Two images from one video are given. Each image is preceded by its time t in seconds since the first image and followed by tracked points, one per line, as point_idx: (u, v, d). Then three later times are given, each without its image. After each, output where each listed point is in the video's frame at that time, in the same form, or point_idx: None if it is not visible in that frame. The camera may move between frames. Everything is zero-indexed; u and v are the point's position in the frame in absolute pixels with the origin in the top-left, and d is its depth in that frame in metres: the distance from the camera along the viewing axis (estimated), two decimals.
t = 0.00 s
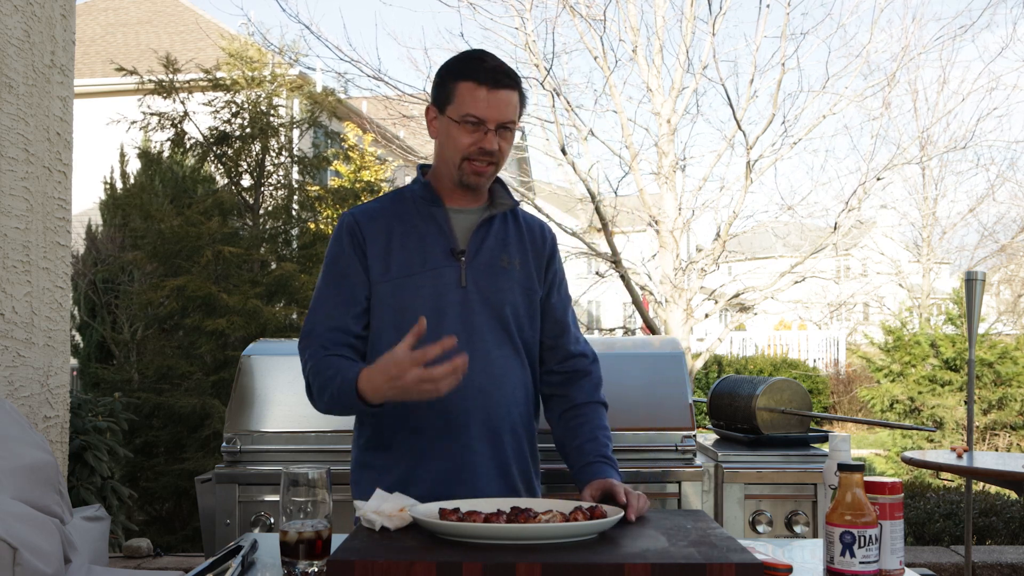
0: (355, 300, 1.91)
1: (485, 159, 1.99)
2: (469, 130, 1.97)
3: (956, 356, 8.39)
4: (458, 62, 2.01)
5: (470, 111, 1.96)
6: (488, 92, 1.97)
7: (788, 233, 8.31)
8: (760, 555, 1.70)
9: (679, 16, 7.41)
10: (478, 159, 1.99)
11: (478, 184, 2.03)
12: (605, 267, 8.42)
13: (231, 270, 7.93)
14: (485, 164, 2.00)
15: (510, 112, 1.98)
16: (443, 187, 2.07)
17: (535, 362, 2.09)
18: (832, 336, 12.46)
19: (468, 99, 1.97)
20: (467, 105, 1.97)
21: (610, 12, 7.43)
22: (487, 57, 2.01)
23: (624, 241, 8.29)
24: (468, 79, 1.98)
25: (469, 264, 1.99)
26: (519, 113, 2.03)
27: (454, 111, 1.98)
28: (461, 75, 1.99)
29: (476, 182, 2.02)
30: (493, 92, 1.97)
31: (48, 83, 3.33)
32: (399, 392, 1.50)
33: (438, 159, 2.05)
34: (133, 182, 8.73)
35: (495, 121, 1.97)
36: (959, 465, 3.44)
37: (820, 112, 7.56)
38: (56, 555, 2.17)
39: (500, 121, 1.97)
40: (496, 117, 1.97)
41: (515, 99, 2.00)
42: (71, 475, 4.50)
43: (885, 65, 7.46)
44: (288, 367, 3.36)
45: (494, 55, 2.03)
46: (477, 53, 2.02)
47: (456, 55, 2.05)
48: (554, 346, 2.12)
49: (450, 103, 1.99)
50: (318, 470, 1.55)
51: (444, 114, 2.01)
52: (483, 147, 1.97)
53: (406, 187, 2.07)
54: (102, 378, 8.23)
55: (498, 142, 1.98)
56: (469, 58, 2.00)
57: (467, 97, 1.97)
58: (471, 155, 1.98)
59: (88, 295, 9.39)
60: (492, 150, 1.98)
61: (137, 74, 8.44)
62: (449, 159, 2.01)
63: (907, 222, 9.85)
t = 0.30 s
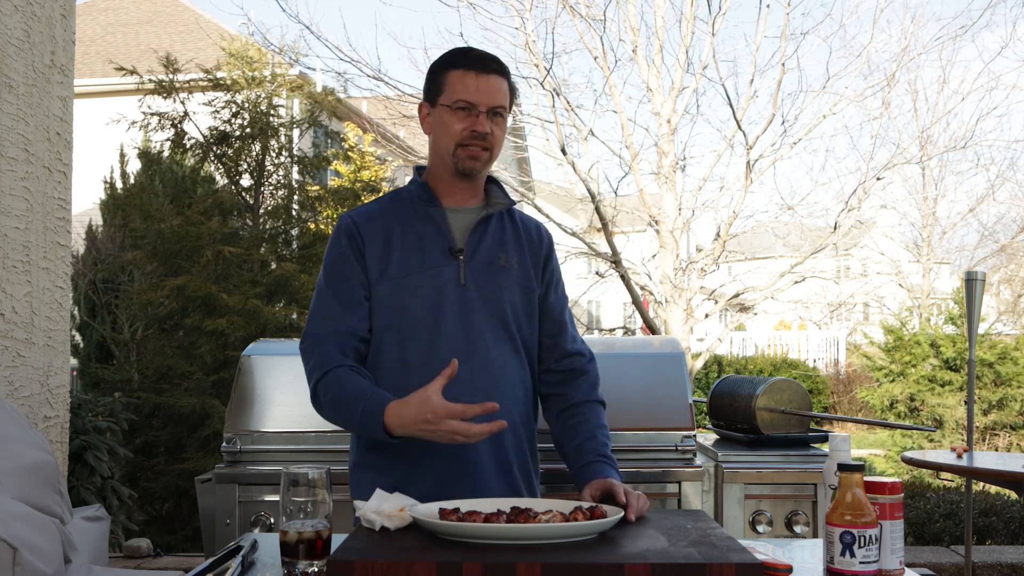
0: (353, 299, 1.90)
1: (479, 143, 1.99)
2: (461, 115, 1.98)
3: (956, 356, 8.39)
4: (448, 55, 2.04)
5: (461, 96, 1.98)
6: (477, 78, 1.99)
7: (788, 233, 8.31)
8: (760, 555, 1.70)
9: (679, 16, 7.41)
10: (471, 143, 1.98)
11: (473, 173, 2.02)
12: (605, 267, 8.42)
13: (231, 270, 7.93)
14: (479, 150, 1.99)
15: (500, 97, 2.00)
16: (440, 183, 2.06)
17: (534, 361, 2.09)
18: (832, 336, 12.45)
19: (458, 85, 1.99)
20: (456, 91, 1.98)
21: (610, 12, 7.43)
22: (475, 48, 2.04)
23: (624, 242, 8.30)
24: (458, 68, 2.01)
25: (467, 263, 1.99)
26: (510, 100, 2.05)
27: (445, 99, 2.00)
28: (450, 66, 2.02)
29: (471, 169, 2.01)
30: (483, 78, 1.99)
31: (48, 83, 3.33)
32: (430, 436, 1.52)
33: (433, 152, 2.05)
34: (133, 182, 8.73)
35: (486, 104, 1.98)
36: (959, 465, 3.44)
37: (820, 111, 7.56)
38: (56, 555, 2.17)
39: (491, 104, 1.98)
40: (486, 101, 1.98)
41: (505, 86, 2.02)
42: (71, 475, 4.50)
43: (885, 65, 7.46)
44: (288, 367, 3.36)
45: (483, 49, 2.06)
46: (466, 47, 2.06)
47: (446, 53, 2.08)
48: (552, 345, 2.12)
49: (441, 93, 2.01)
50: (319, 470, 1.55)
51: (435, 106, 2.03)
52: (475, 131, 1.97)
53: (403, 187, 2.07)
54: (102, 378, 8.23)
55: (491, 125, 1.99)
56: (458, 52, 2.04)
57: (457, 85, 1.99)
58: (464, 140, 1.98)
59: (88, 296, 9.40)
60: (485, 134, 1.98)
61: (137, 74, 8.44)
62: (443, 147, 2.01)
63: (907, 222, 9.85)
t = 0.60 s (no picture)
0: (350, 299, 1.90)
1: (473, 142, 1.99)
2: (454, 114, 1.98)
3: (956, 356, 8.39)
4: (443, 55, 2.05)
5: (454, 95, 1.98)
6: (471, 77, 1.99)
7: (788, 233, 8.30)
8: (760, 555, 1.70)
9: (679, 16, 7.40)
10: (464, 142, 1.98)
11: (467, 172, 2.02)
12: (605, 267, 8.41)
13: (231, 270, 7.93)
14: (473, 149, 1.99)
15: (494, 95, 2.00)
16: (436, 183, 2.06)
17: (533, 361, 2.09)
18: (832, 336, 12.45)
19: (452, 85, 1.99)
20: (451, 90, 1.99)
21: (610, 12, 7.43)
22: (470, 48, 2.04)
23: (624, 241, 8.29)
24: (453, 67, 2.01)
25: (465, 262, 1.99)
26: (504, 100, 2.05)
27: (439, 98, 2.00)
28: (446, 65, 2.03)
29: (464, 167, 2.01)
30: (477, 77, 1.99)
31: (48, 83, 3.33)
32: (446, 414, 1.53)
33: (428, 152, 2.05)
34: (133, 182, 8.74)
35: (479, 103, 1.98)
36: (959, 465, 3.44)
37: (820, 111, 7.56)
38: (56, 555, 2.17)
39: (485, 103, 1.98)
40: (479, 100, 1.98)
41: (499, 85, 2.02)
42: (71, 475, 4.50)
43: (885, 65, 7.46)
44: (288, 367, 3.36)
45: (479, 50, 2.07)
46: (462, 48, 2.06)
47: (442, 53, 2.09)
48: (551, 346, 2.12)
49: (436, 92, 2.02)
50: (319, 470, 1.55)
51: (430, 105, 2.03)
52: (469, 130, 1.98)
53: (401, 187, 2.07)
54: (102, 378, 8.23)
55: (484, 124, 1.99)
56: (454, 51, 2.04)
57: (451, 83, 1.99)
58: (456, 139, 1.98)
59: (88, 295, 9.40)
60: (478, 132, 1.98)
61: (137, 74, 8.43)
62: (437, 146, 2.01)
63: (907, 222, 9.86)
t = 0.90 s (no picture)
0: (349, 301, 1.90)
1: (473, 149, 1.99)
2: (456, 120, 1.98)
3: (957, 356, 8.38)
4: (445, 57, 2.03)
5: (456, 102, 1.97)
6: (472, 82, 1.98)
7: (788, 233, 8.30)
8: (760, 554, 1.70)
9: (679, 16, 7.40)
10: (465, 149, 1.99)
11: (468, 178, 2.02)
12: (605, 267, 8.41)
13: (231, 270, 7.93)
14: (473, 155, 1.99)
15: (495, 102, 1.99)
16: (437, 185, 2.06)
17: (534, 362, 2.09)
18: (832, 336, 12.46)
19: (453, 90, 1.98)
20: (452, 95, 1.98)
21: (610, 12, 7.43)
22: (472, 51, 2.03)
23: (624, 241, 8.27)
24: (454, 71, 2.00)
25: (465, 263, 1.99)
26: (506, 104, 2.04)
27: (440, 103, 1.99)
28: (447, 69, 2.01)
29: (465, 174, 2.01)
30: (478, 83, 1.98)
31: (48, 83, 3.33)
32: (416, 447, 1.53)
33: (429, 155, 2.05)
34: (133, 182, 8.74)
35: (480, 109, 1.97)
36: (959, 465, 3.44)
37: (821, 111, 7.56)
38: (56, 555, 2.17)
39: (486, 110, 1.98)
40: (480, 106, 1.97)
41: (500, 90, 2.01)
42: (71, 475, 4.50)
43: (886, 65, 7.46)
44: (288, 367, 3.36)
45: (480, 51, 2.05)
46: (463, 49, 2.04)
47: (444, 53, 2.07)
48: (552, 345, 2.12)
49: (437, 96, 2.01)
50: (319, 469, 1.55)
51: (432, 109, 2.02)
52: (470, 137, 1.98)
53: (402, 187, 2.07)
54: (102, 378, 8.23)
55: (485, 131, 1.98)
56: (455, 54, 2.02)
57: (452, 89, 1.98)
58: (458, 146, 1.99)
59: (88, 295, 9.40)
60: (479, 139, 1.98)
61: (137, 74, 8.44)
62: (438, 151, 2.01)
63: (907, 222, 9.87)
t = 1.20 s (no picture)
0: (348, 303, 1.91)
1: (481, 167, 1.98)
2: (465, 139, 1.95)
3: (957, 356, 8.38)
4: (455, 67, 1.98)
5: (465, 121, 1.94)
6: (483, 101, 1.94)
7: (788, 233, 8.30)
8: (760, 554, 1.70)
9: (679, 16, 7.41)
10: (474, 168, 1.98)
11: (474, 191, 2.03)
12: (605, 267, 8.41)
13: (231, 270, 7.92)
14: (481, 173, 1.99)
15: (506, 121, 1.95)
16: (440, 190, 2.07)
17: (535, 362, 2.08)
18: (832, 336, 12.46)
19: (463, 108, 1.94)
20: (462, 114, 1.94)
21: (610, 12, 7.43)
22: (483, 62, 1.97)
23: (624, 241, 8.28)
24: (465, 85, 1.96)
25: (466, 264, 1.99)
26: (516, 119, 2.00)
27: (450, 119, 1.96)
28: (458, 82, 1.96)
29: (472, 189, 2.02)
30: (489, 101, 1.94)
31: (48, 83, 3.33)
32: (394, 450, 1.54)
33: (435, 163, 2.04)
34: (133, 182, 8.75)
35: (490, 130, 1.94)
36: (959, 465, 3.44)
37: (820, 111, 7.55)
38: (56, 555, 2.17)
39: (496, 130, 1.95)
40: (490, 126, 1.94)
41: (511, 105, 1.97)
42: (71, 475, 4.50)
43: (885, 65, 7.45)
44: (288, 367, 3.36)
45: (492, 61, 1.99)
46: (474, 59, 1.98)
47: (455, 58, 2.00)
48: (553, 346, 2.12)
49: (447, 110, 1.97)
50: (319, 470, 1.55)
51: (440, 120, 1.99)
52: (479, 158, 1.96)
53: (404, 187, 2.07)
54: (102, 378, 8.24)
55: (494, 151, 1.97)
56: (466, 64, 1.97)
57: (462, 106, 1.94)
58: (466, 164, 1.98)
59: (88, 295, 9.40)
60: (487, 160, 1.96)
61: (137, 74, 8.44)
62: (446, 166, 2.00)
63: (907, 222, 9.88)
